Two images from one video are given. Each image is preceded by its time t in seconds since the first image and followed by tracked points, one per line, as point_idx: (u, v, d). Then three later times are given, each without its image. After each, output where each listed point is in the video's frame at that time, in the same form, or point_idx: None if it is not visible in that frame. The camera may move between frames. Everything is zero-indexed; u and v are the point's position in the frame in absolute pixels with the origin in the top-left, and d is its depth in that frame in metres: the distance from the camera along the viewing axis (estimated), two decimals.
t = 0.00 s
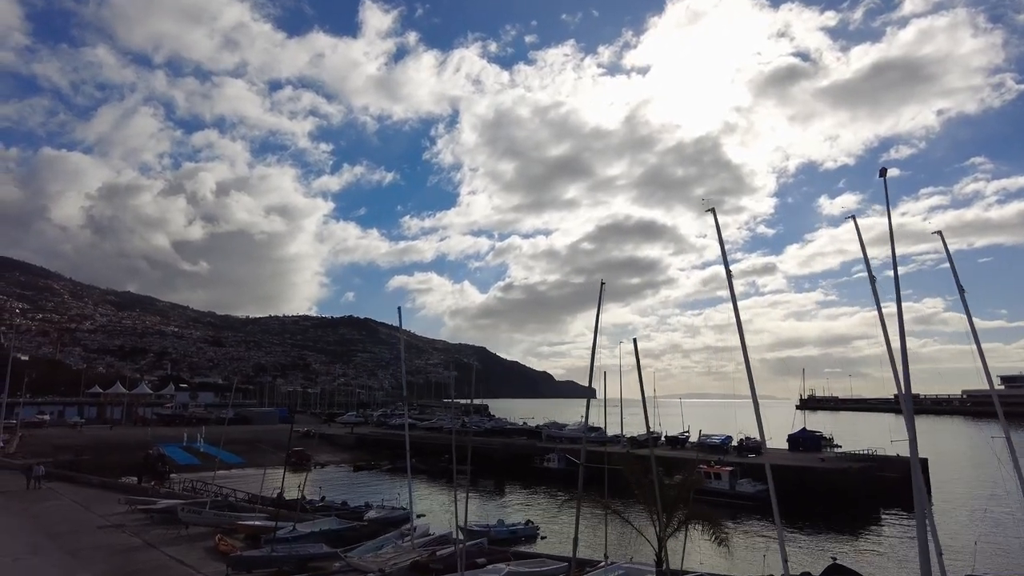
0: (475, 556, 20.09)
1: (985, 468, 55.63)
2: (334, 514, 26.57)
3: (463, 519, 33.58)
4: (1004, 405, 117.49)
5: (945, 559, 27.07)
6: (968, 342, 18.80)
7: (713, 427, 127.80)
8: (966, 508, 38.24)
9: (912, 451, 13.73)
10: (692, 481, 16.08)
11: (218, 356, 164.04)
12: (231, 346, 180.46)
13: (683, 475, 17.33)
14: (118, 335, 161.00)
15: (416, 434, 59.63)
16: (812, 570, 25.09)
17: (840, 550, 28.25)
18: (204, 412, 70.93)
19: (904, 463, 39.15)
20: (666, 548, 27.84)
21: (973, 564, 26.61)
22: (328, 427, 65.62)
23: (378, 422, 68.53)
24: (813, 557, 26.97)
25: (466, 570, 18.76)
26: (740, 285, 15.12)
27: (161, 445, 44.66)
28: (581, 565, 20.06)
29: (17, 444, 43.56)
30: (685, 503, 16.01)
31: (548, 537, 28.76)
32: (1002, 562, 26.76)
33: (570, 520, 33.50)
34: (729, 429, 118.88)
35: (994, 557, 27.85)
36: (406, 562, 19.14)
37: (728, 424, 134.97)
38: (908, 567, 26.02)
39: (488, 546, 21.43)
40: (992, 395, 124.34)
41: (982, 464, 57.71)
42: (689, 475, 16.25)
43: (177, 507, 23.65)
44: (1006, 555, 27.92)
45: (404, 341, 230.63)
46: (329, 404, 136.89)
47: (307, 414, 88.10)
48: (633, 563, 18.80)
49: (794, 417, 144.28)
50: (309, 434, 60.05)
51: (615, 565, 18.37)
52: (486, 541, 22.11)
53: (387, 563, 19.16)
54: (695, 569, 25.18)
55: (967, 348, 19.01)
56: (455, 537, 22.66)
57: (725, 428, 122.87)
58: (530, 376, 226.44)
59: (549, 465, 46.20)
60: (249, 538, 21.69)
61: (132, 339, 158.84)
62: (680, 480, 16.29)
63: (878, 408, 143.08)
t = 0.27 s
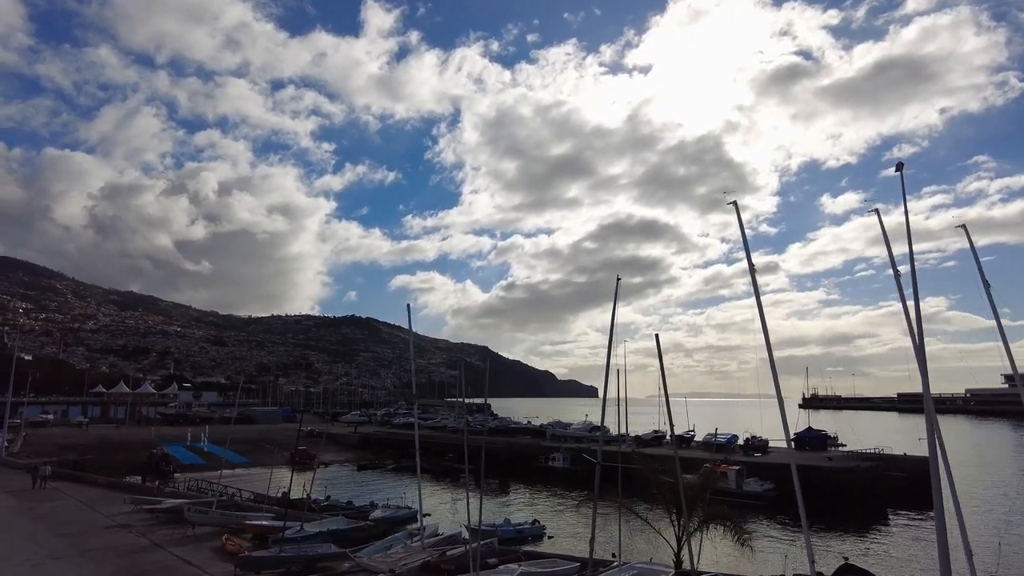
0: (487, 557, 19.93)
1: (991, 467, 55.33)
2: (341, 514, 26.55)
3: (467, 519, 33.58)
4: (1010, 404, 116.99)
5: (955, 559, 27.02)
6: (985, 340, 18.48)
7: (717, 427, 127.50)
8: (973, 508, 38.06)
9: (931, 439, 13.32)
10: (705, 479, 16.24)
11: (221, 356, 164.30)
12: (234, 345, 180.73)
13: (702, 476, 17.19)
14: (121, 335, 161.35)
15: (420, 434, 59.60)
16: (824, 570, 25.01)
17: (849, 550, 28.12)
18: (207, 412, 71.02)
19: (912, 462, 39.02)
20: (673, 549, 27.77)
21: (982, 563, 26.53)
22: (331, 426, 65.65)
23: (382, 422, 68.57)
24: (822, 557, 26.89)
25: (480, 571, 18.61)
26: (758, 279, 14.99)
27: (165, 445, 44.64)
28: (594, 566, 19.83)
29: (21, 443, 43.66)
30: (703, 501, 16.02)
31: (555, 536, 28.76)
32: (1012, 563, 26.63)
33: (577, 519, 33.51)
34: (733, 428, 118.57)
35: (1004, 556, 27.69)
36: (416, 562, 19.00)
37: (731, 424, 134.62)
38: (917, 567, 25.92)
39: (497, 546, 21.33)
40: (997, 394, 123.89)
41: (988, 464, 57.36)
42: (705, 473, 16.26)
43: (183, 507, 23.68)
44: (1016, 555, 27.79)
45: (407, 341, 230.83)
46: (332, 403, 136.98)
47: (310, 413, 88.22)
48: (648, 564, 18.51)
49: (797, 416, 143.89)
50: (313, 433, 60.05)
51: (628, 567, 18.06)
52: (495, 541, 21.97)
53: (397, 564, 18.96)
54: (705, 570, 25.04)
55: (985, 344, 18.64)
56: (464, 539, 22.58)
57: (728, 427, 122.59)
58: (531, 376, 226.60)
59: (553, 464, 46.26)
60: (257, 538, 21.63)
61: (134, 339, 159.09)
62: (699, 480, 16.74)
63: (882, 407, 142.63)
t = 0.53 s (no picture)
0: (499, 560, 19.78)
1: (998, 468, 55.22)
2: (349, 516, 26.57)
3: (474, 520, 33.54)
4: (1016, 404, 116.53)
5: (966, 560, 26.92)
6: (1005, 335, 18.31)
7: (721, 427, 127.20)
8: (982, 508, 37.94)
9: (950, 444, 13.26)
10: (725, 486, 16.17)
11: (224, 356, 164.48)
12: (236, 346, 181.00)
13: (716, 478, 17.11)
14: (124, 335, 161.71)
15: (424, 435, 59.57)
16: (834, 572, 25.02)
17: (857, 552, 28.02)
18: (211, 412, 71.18)
19: (920, 464, 38.99)
20: (681, 552, 27.70)
21: (992, 564, 26.45)
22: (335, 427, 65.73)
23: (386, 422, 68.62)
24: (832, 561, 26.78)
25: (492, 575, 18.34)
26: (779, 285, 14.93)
27: (169, 446, 44.71)
28: (606, 568, 19.65)
29: (25, 444, 43.75)
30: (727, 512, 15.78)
31: (562, 538, 28.71)
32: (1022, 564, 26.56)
33: (584, 520, 33.48)
34: (737, 429, 118.30)
35: (1013, 557, 27.63)
36: (427, 565, 18.94)
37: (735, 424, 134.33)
38: (928, 569, 25.87)
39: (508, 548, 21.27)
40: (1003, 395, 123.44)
41: (995, 465, 57.22)
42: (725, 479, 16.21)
43: (189, 509, 23.72)
44: None
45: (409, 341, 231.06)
46: (335, 403, 137.00)
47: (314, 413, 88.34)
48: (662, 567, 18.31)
49: (802, 416, 143.55)
50: (317, 434, 60.09)
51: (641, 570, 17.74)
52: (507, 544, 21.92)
53: (408, 566, 18.84)
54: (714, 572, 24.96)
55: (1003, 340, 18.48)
56: (474, 541, 22.50)
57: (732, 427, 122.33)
58: (534, 376, 226.66)
59: (559, 465, 46.22)
60: (264, 542, 21.61)
61: (137, 339, 159.43)
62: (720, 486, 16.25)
63: (887, 407, 142.20)
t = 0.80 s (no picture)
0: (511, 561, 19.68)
1: (1006, 467, 54.90)
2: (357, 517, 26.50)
3: (483, 520, 33.50)
4: None
5: (979, 561, 26.77)
6: None
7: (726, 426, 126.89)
8: (994, 508, 37.58)
9: (974, 434, 12.43)
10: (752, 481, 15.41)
11: (228, 356, 164.97)
12: (241, 346, 181.54)
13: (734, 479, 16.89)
14: (130, 335, 162.39)
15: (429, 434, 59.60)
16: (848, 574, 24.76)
17: (870, 554, 27.67)
18: (216, 412, 71.42)
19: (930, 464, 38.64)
20: (690, 552, 27.59)
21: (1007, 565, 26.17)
22: (340, 426, 65.82)
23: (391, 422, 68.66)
24: (844, 562, 26.64)
25: None
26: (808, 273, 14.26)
27: (174, 445, 44.86)
28: (620, 570, 19.34)
29: (32, 443, 43.98)
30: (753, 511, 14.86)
31: (570, 538, 28.65)
32: None
33: (592, 520, 33.43)
34: (742, 428, 118.02)
35: None
36: (441, 566, 18.86)
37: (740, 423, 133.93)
38: (944, 569, 25.60)
39: (523, 549, 21.10)
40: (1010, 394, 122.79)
41: (1003, 464, 56.85)
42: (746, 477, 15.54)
43: (197, 509, 23.76)
44: None
45: (413, 341, 231.39)
46: (340, 402, 137.14)
47: (318, 413, 88.66)
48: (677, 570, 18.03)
49: (807, 415, 143.15)
50: (322, 433, 60.22)
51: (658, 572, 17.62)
52: (519, 544, 21.72)
53: (420, 567, 18.75)
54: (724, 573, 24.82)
55: None
56: (484, 542, 22.38)
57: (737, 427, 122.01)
58: (538, 376, 226.64)
59: (566, 465, 46.22)
60: (275, 543, 21.59)
61: (142, 339, 159.98)
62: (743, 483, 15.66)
63: (893, 406, 141.54)
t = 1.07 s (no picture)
0: (525, 565, 19.57)
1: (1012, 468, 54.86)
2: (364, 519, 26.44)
3: (491, 522, 33.43)
4: None
5: (991, 563, 26.66)
6: None
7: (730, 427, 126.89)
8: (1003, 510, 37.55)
9: (999, 433, 11.99)
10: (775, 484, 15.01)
11: (232, 357, 165.25)
12: (245, 346, 181.91)
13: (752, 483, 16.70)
14: (133, 336, 162.77)
15: (434, 435, 59.67)
16: None
17: (881, 557, 27.46)
18: (221, 412, 71.63)
19: (939, 465, 38.58)
20: (700, 555, 27.42)
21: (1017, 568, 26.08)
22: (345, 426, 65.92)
23: (395, 422, 68.72)
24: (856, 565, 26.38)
25: None
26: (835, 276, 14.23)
27: (179, 446, 44.92)
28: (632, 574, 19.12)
29: (37, 444, 44.13)
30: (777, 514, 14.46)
31: (578, 541, 28.53)
32: None
33: (600, 522, 33.32)
34: (745, 429, 118.02)
35: None
36: (453, 568, 18.86)
37: (744, 424, 133.78)
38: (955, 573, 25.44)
39: (533, 552, 21.03)
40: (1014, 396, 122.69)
41: (1010, 465, 56.77)
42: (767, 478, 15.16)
43: (204, 511, 23.74)
44: None
45: (416, 341, 231.69)
46: (343, 403, 137.40)
47: (322, 413, 88.96)
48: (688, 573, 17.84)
49: (810, 417, 143.20)
50: (326, 434, 60.30)
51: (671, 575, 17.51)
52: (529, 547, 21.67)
53: (431, 570, 18.73)
54: None
55: None
56: (495, 545, 22.19)
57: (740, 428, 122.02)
58: (542, 376, 226.81)
59: (572, 466, 46.15)
60: (283, 546, 21.56)
61: (146, 340, 160.41)
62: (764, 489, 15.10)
63: (897, 407, 141.50)
